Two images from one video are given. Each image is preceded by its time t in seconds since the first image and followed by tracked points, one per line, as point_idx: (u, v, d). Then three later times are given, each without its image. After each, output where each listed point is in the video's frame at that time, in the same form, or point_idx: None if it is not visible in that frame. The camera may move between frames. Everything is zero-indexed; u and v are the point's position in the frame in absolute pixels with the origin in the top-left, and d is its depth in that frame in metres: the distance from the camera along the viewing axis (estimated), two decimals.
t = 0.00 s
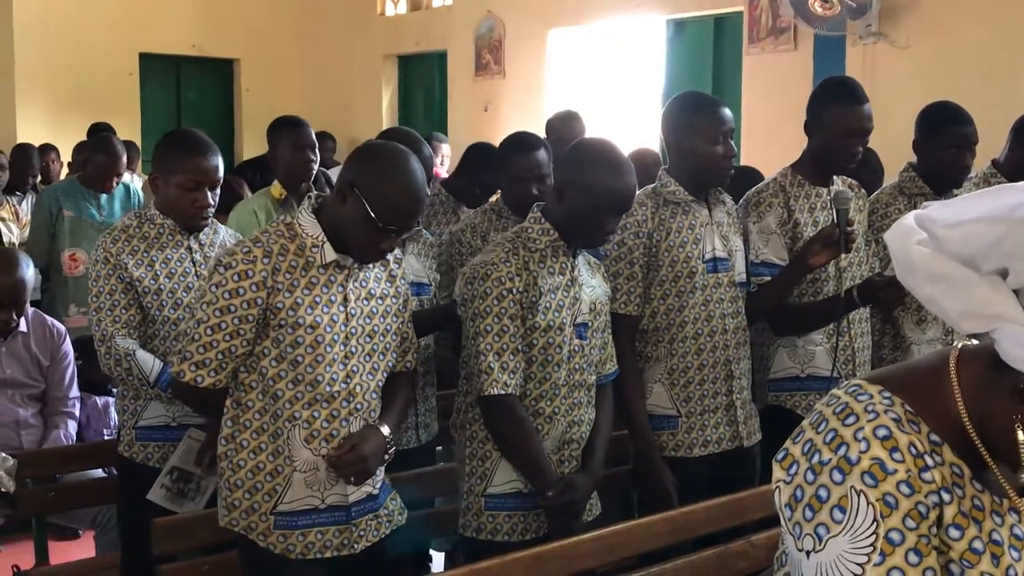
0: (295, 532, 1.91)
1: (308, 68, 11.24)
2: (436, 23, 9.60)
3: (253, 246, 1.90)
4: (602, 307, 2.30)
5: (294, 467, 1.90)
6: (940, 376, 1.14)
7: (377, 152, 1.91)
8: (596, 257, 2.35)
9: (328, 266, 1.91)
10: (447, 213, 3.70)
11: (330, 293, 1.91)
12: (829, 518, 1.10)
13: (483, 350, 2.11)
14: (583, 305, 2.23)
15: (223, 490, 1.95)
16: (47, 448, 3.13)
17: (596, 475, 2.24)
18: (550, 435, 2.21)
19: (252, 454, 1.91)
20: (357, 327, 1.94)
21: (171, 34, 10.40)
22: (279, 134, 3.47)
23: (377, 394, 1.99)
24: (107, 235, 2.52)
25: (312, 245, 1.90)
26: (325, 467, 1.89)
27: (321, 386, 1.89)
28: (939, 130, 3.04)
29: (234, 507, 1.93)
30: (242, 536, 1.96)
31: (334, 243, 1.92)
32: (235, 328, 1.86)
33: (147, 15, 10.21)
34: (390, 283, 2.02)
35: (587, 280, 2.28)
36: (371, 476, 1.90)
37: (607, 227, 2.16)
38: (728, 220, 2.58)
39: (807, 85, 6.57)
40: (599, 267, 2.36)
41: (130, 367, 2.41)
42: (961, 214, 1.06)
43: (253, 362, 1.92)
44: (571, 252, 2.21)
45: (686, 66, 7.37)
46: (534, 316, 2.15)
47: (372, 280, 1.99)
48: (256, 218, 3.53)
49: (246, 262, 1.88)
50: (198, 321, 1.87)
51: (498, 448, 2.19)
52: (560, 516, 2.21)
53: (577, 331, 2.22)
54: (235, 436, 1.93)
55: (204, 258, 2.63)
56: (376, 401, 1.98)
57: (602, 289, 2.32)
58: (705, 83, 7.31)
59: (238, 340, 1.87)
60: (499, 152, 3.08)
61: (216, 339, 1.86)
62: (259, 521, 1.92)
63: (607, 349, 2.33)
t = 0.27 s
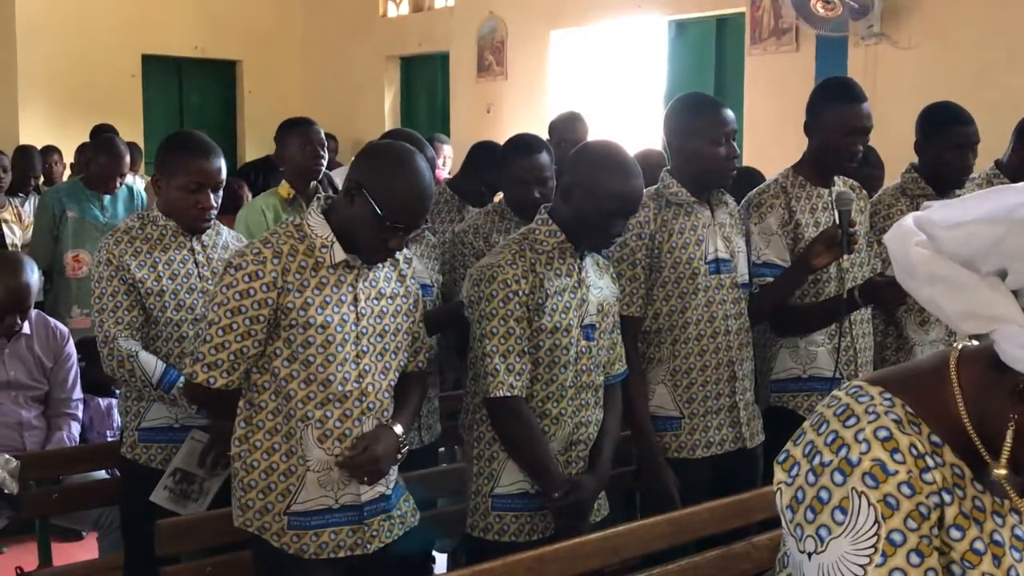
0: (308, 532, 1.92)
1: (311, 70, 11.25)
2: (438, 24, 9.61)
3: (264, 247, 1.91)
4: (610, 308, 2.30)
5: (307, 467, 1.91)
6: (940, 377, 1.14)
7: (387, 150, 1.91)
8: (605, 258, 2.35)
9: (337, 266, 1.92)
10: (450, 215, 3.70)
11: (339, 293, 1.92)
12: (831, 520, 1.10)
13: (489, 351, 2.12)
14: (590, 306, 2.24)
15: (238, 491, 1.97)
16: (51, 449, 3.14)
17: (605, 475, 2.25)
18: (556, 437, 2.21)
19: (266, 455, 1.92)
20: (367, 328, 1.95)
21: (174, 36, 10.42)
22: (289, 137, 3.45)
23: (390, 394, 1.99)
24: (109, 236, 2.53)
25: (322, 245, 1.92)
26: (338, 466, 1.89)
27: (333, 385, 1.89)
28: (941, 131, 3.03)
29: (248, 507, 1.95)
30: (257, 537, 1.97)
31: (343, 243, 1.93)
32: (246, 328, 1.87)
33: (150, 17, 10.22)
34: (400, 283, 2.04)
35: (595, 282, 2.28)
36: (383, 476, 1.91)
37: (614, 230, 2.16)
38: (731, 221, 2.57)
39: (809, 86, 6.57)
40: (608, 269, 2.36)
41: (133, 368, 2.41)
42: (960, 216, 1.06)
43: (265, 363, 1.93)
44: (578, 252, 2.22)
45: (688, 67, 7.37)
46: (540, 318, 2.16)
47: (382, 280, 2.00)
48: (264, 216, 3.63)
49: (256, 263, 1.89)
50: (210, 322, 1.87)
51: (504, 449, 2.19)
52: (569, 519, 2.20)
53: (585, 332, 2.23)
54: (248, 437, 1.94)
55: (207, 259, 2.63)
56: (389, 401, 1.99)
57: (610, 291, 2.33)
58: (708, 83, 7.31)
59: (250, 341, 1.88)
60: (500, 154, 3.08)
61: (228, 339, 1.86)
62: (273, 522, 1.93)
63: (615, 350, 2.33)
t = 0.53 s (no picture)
0: (323, 531, 1.93)
1: (312, 71, 11.25)
2: (440, 25, 9.62)
3: (271, 247, 1.92)
4: (617, 309, 2.30)
5: (322, 465, 1.92)
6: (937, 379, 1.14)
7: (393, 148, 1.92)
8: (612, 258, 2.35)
9: (346, 263, 1.93)
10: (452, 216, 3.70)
11: (349, 291, 1.93)
12: (834, 521, 1.10)
13: (493, 351, 2.12)
14: (597, 307, 2.24)
15: (253, 490, 1.98)
16: (54, 452, 3.14)
17: (610, 477, 2.24)
18: (563, 437, 2.23)
19: (280, 454, 1.93)
20: (378, 326, 1.96)
21: (176, 38, 10.42)
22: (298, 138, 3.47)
23: (403, 393, 2.00)
24: (113, 238, 2.53)
25: (330, 244, 1.93)
26: (352, 463, 1.91)
27: (345, 382, 1.90)
28: (942, 131, 3.04)
29: (264, 506, 1.96)
30: (273, 536, 1.98)
31: (351, 240, 1.94)
32: (257, 327, 1.89)
33: (152, 18, 10.23)
34: (411, 280, 2.04)
35: (602, 282, 2.28)
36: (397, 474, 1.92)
37: (618, 233, 2.16)
38: (733, 222, 2.57)
39: (810, 86, 6.57)
40: (616, 268, 2.36)
41: (136, 369, 2.41)
42: (956, 217, 1.06)
43: (277, 362, 1.95)
44: (584, 254, 2.22)
45: (690, 68, 7.37)
46: (545, 319, 2.16)
47: (392, 279, 2.00)
48: (274, 216, 3.63)
49: (264, 262, 1.90)
50: (220, 321, 1.89)
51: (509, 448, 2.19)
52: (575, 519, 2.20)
53: (591, 333, 2.23)
54: (262, 436, 1.95)
55: (210, 261, 2.63)
56: (402, 399, 2.00)
57: (618, 291, 2.32)
58: (709, 84, 7.30)
59: (261, 340, 1.89)
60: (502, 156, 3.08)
61: (239, 339, 1.88)
62: (289, 520, 1.94)
63: (624, 350, 2.34)
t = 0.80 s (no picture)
0: (330, 529, 1.93)
1: (311, 73, 11.25)
2: (440, 27, 9.62)
3: (275, 246, 1.92)
4: (621, 307, 2.29)
5: (328, 463, 1.92)
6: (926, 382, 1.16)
7: (395, 147, 1.93)
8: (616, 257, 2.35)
9: (349, 261, 1.93)
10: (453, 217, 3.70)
11: (354, 290, 1.93)
12: (830, 522, 1.12)
13: (493, 352, 2.13)
14: (599, 306, 2.23)
15: (261, 489, 1.98)
16: (54, 453, 3.14)
17: (613, 475, 2.23)
18: (564, 437, 2.23)
19: (287, 452, 1.94)
20: (384, 324, 1.95)
21: (177, 39, 10.42)
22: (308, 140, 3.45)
23: (409, 391, 2.00)
24: (113, 239, 2.53)
25: (334, 242, 1.92)
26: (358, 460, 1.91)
27: (350, 380, 1.91)
28: (940, 130, 3.04)
29: (271, 505, 1.96)
30: (280, 535, 1.98)
31: (355, 239, 1.93)
32: (260, 327, 1.89)
33: (152, 20, 10.22)
34: (418, 279, 2.04)
35: (605, 281, 2.27)
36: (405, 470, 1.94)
37: (619, 233, 2.16)
38: (734, 222, 2.57)
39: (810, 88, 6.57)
40: (620, 267, 2.36)
41: (138, 370, 2.41)
42: (913, 218, 1.10)
43: (282, 361, 1.95)
44: (585, 254, 2.21)
45: (690, 69, 7.38)
46: (545, 319, 2.17)
47: (398, 277, 2.00)
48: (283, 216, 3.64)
49: (267, 261, 1.90)
50: (224, 322, 1.90)
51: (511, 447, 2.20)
52: (577, 519, 2.19)
53: (593, 333, 2.23)
54: (269, 436, 1.95)
55: (212, 261, 2.63)
56: (408, 398, 2.00)
57: (621, 290, 2.32)
58: (710, 86, 7.31)
59: (264, 339, 1.89)
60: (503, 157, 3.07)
61: (242, 338, 1.88)
62: (296, 519, 1.94)
63: (630, 349, 2.34)
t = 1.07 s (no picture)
0: (329, 531, 1.94)
1: (310, 74, 11.25)
2: (439, 28, 9.62)
3: (277, 249, 1.94)
4: (620, 309, 2.29)
5: (326, 465, 1.94)
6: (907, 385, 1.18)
7: (392, 151, 1.93)
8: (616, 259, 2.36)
9: (351, 264, 1.94)
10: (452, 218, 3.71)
11: (356, 293, 1.93)
12: (817, 524, 1.14)
13: (493, 354, 2.14)
14: (598, 308, 2.24)
15: (262, 489, 2.00)
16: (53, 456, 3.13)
17: (612, 477, 2.23)
18: (563, 439, 2.24)
19: (289, 453, 1.96)
20: (386, 327, 1.95)
21: (176, 40, 10.41)
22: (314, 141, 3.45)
23: (409, 394, 1.99)
24: (114, 241, 2.53)
25: (337, 245, 1.93)
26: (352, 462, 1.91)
27: (349, 383, 1.91)
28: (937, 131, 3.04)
29: (271, 505, 1.98)
30: (280, 536, 2.00)
31: (357, 242, 1.94)
32: (262, 329, 1.91)
33: (151, 21, 10.22)
34: (423, 281, 2.03)
35: (604, 283, 2.28)
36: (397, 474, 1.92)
37: (616, 234, 2.16)
38: (733, 224, 2.57)
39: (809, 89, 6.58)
40: (620, 268, 2.36)
41: (137, 373, 2.41)
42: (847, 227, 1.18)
43: (285, 363, 1.96)
44: (584, 257, 2.22)
45: (690, 71, 7.38)
46: (543, 321, 2.17)
47: (402, 279, 2.00)
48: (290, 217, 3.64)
49: (269, 265, 1.92)
50: (226, 324, 1.92)
51: (509, 449, 2.19)
52: (578, 521, 2.19)
53: (592, 334, 2.23)
54: (270, 437, 1.98)
55: (212, 264, 2.62)
56: (408, 401, 1.99)
57: (621, 291, 2.32)
58: (709, 87, 7.31)
59: (267, 341, 1.92)
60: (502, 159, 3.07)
61: (244, 341, 1.91)
62: (295, 519, 1.97)
63: (630, 351, 2.34)
